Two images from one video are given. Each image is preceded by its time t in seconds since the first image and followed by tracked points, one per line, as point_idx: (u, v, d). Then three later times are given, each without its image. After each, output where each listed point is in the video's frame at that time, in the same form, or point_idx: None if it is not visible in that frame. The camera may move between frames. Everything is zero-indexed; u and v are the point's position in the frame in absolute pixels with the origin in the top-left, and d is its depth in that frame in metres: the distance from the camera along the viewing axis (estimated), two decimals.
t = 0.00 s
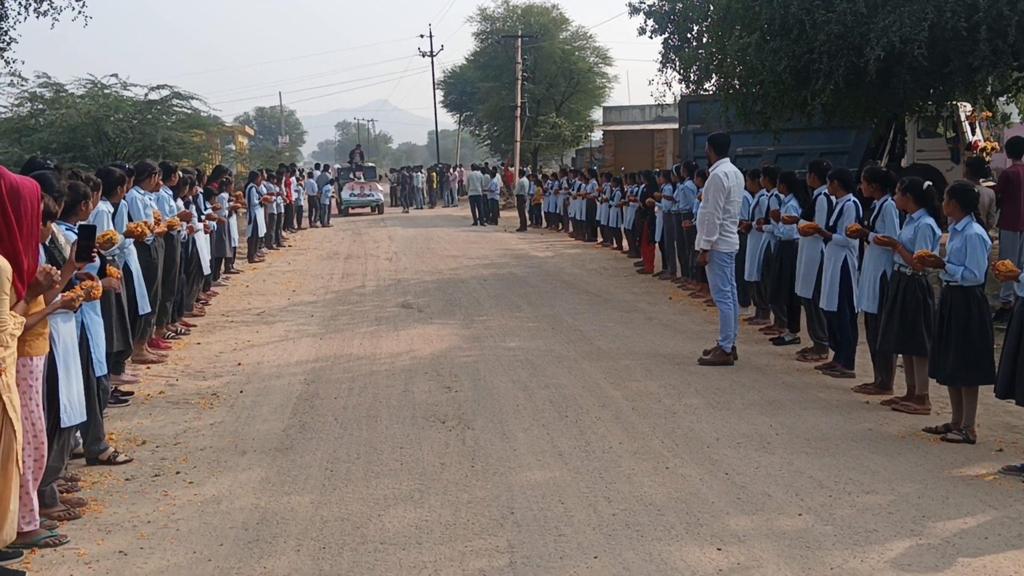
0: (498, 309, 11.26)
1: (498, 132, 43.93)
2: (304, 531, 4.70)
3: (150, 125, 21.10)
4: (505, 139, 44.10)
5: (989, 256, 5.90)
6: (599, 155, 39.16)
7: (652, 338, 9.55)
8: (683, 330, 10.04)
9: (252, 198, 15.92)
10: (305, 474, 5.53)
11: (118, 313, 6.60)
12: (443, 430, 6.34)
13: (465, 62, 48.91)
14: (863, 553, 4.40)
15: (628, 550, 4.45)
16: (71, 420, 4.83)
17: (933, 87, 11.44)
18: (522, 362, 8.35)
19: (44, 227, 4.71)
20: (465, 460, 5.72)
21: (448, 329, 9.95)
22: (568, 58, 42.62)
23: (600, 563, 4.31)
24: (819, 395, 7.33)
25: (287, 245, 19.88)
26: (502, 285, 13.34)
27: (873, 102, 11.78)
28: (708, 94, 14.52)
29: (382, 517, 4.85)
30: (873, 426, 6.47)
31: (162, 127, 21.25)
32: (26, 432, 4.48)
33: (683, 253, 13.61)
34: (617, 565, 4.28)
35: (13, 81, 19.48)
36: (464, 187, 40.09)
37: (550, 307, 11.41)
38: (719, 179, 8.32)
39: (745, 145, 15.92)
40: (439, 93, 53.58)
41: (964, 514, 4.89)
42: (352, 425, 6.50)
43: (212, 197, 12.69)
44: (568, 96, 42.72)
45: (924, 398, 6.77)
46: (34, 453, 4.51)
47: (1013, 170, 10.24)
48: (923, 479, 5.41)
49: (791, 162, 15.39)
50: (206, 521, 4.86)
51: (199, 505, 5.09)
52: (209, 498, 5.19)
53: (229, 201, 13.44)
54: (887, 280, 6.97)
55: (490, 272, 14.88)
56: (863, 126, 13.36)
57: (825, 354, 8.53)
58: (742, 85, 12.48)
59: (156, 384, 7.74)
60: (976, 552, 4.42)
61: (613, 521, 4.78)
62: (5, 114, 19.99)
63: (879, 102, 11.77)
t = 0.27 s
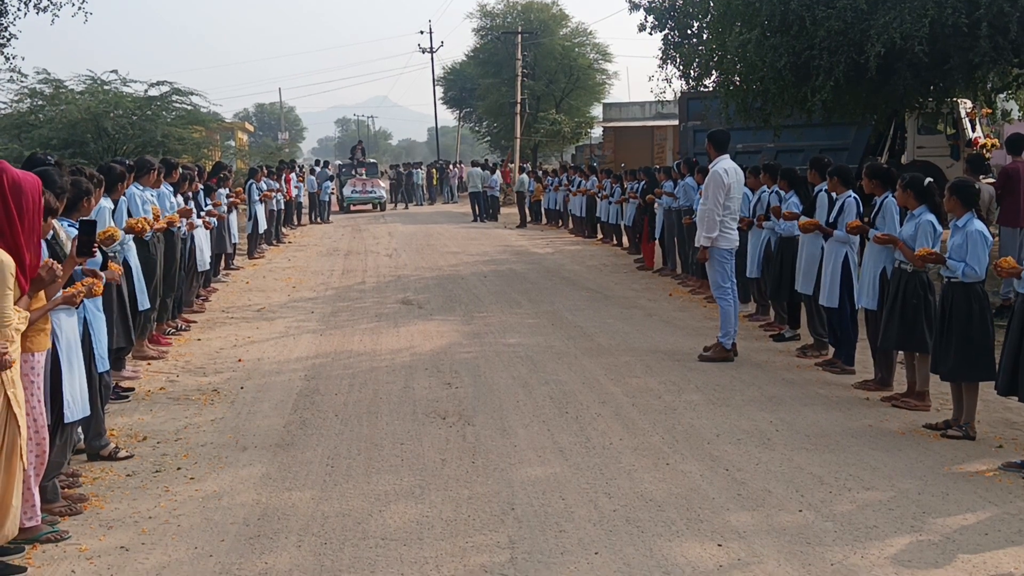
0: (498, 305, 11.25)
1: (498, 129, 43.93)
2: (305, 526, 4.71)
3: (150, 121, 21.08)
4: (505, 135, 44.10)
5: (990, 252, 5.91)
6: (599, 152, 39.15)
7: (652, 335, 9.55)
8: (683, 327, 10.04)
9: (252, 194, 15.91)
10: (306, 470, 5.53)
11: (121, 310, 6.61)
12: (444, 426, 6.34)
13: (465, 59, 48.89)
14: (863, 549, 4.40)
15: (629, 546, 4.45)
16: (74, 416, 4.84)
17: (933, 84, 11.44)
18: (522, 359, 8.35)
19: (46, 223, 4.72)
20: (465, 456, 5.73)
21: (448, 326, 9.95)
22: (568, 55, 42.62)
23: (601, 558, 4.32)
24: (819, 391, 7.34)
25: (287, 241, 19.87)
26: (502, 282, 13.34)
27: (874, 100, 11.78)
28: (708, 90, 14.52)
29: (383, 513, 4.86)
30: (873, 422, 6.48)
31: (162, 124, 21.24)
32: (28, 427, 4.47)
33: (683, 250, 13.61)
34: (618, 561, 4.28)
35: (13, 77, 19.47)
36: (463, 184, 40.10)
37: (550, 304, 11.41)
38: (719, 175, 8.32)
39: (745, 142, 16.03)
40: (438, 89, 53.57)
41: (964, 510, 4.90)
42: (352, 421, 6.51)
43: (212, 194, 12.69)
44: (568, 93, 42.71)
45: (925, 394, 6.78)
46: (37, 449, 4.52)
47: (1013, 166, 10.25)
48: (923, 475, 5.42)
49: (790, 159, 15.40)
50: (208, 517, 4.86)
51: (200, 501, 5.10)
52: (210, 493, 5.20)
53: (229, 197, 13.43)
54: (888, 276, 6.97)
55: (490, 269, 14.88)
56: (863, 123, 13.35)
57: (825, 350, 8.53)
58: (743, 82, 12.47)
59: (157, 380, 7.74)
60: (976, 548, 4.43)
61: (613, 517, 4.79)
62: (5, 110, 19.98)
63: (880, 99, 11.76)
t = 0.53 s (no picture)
0: (498, 304, 11.26)
1: (498, 128, 43.93)
2: (307, 525, 4.72)
3: (151, 120, 21.08)
4: (505, 134, 44.09)
5: (991, 252, 5.92)
6: (599, 150, 39.14)
7: (654, 334, 9.55)
8: (683, 326, 10.04)
9: (253, 193, 15.91)
10: (308, 469, 5.54)
11: (122, 309, 6.61)
12: (445, 425, 6.35)
13: (466, 58, 48.88)
14: (865, 548, 4.41)
15: (630, 545, 4.45)
16: (77, 414, 4.86)
17: (934, 83, 11.43)
18: (523, 358, 8.35)
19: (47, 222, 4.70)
20: (466, 455, 5.73)
21: (449, 325, 9.95)
22: (569, 54, 42.61)
23: (602, 557, 4.32)
24: (820, 391, 7.34)
25: (288, 240, 19.87)
26: (503, 281, 13.35)
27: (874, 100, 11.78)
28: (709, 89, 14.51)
29: (384, 511, 4.87)
30: (875, 421, 6.48)
31: (163, 122, 21.23)
32: (31, 426, 4.48)
33: (683, 249, 13.61)
34: (620, 560, 4.28)
35: (14, 76, 19.46)
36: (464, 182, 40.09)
37: (551, 303, 11.41)
38: (719, 175, 8.32)
39: (746, 141, 16.02)
40: (439, 87, 53.56)
41: (965, 509, 4.90)
42: (354, 420, 6.51)
43: (213, 192, 12.69)
44: (569, 91, 42.70)
45: (926, 393, 6.78)
46: (39, 447, 4.53)
47: (1013, 166, 10.26)
48: (924, 474, 5.42)
49: (791, 158, 15.40)
50: (209, 515, 4.87)
51: (202, 499, 5.10)
52: (212, 492, 5.20)
53: (229, 196, 13.43)
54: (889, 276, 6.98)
55: (491, 267, 14.88)
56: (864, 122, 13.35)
57: (826, 349, 8.54)
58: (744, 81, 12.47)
59: (158, 379, 7.74)
60: (977, 547, 4.43)
61: (615, 516, 4.79)
62: (5, 108, 19.98)
63: (881, 99, 11.76)
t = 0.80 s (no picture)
0: (502, 305, 11.26)
1: (502, 128, 43.95)
2: (312, 525, 4.73)
3: (156, 120, 21.13)
4: (509, 134, 44.11)
5: (995, 254, 5.92)
6: (603, 151, 39.13)
7: (658, 334, 9.55)
8: (688, 327, 10.04)
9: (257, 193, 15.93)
10: (313, 468, 5.55)
11: (126, 310, 6.63)
12: (450, 425, 6.36)
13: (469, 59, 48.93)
14: (869, 549, 4.41)
15: (634, 545, 4.46)
16: (84, 414, 4.88)
17: (938, 84, 11.41)
18: (527, 358, 8.36)
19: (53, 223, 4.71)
20: (471, 455, 5.74)
21: (453, 325, 9.96)
22: (573, 54, 42.62)
23: (607, 557, 4.33)
24: (824, 391, 7.34)
25: (292, 240, 19.89)
26: (507, 281, 13.36)
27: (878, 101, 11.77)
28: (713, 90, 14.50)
29: (389, 511, 4.88)
30: (879, 422, 6.47)
31: (167, 123, 21.28)
32: (36, 425, 4.50)
33: (687, 250, 13.61)
34: (624, 560, 4.29)
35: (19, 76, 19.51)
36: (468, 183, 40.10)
37: (555, 303, 11.42)
38: (722, 175, 8.32)
39: (751, 141, 15.98)
40: (443, 88, 53.60)
41: (970, 510, 4.90)
42: (358, 420, 6.52)
43: (217, 193, 12.70)
44: (572, 92, 42.71)
45: (930, 394, 6.78)
46: (45, 446, 4.55)
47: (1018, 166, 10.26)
48: (929, 475, 5.42)
49: (795, 158, 15.39)
50: (214, 515, 4.88)
51: (207, 499, 5.11)
52: (217, 492, 5.21)
53: (233, 197, 13.45)
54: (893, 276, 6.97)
55: (494, 268, 14.88)
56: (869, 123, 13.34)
57: (830, 350, 8.53)
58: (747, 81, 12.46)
59: (163, 379, 7.76)
60: (982, 548, 4.43)
61: (619, 517, 4.79)
62: (10, 109, 20.03)
63: (885, 100, 11.75)
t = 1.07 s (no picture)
0: (512, 299, 11.27)
1: (510, 123, 43.93)
2: (324, 517, 4.75)
3: (165, 115, 21.18)
4: (518, 129, 44.08)
5: (1005, 248, 5.90)
6: (611, 145, 39.07)
7: (667, 329, 9.55)
8: (697, 321, 10.04)
9: (267, 188, 15.97)
10: (325, 461, 5.58)
11: (136, 303, 6.66)
12: (461, 419, 6.38)
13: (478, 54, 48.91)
14: (881, 543, 4.41)
15: (646, 538, 4.47)
16: (97, 406, 4.91)
17: (949, 77, 11.37)
18: (537, 352, 8.37)
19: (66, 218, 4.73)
20: (482, 449, 5.75)
21: (463, 319, 9.97)
22: (581, 48, 42.57)
23: (618, 550, 4.34)
24: (834, 386, 7.33)
25: (301, 235, 19.93)
26: (516, 276, 13.36)
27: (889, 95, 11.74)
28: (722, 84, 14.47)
29: (401, 504, 4.90)
30: (890, 417, 6.47)
31: (176, 118, 21.33)
32: (51, 418, 4.54)
33: (697, 244, 13.59)
34: (636, 553, 4.30)
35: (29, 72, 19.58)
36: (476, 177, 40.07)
37: (565, 298, 11.43)
38: (730, 170, 8.31)
39: (761, 135, 15.87)
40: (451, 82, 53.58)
41: (981, 503, 4.90)
42: (369, 413, 6.55)
43: (227, 187, 12.74)
44: (581, 86, 42.65)
45: (941, 388, 6.77)
46: (59, 439, 4.58)
47: None
48: (939, 469, 5.41)
49: (805, 152, 15.36)
50: (226, 507, 4.91)
51: (220, 492, 5.15)
52: (230, 485, 5.24)
53: (243, 191, 13.49)
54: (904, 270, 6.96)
55: (504, 263, 14.89)
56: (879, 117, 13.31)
57: (840, 344, 8.53)
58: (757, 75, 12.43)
59: (174, 373, 7.80)
60: (993, 542, 4.43)
61: (630, 510, 4.81)
62: (21, 104, 20.11)
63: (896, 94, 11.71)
